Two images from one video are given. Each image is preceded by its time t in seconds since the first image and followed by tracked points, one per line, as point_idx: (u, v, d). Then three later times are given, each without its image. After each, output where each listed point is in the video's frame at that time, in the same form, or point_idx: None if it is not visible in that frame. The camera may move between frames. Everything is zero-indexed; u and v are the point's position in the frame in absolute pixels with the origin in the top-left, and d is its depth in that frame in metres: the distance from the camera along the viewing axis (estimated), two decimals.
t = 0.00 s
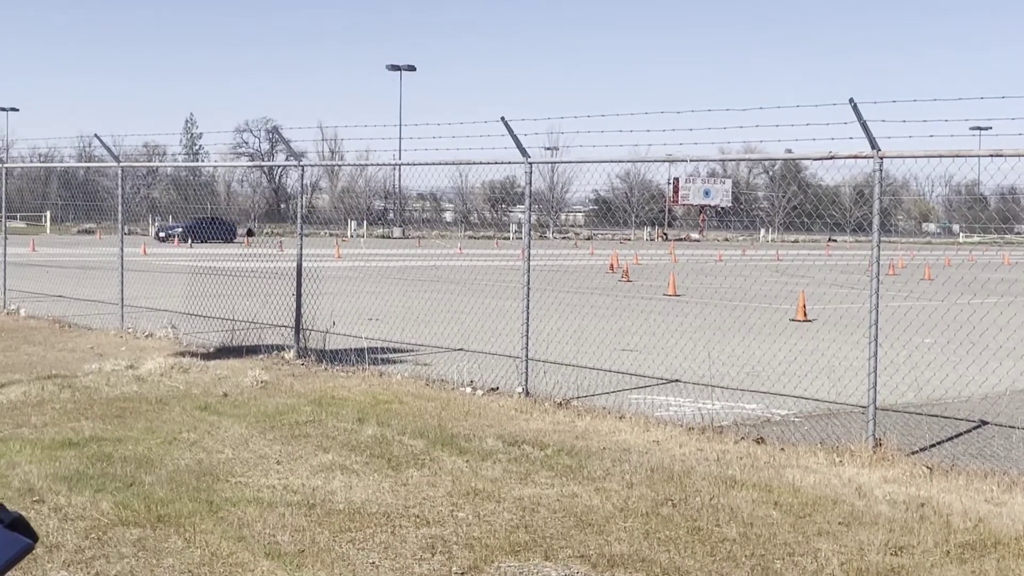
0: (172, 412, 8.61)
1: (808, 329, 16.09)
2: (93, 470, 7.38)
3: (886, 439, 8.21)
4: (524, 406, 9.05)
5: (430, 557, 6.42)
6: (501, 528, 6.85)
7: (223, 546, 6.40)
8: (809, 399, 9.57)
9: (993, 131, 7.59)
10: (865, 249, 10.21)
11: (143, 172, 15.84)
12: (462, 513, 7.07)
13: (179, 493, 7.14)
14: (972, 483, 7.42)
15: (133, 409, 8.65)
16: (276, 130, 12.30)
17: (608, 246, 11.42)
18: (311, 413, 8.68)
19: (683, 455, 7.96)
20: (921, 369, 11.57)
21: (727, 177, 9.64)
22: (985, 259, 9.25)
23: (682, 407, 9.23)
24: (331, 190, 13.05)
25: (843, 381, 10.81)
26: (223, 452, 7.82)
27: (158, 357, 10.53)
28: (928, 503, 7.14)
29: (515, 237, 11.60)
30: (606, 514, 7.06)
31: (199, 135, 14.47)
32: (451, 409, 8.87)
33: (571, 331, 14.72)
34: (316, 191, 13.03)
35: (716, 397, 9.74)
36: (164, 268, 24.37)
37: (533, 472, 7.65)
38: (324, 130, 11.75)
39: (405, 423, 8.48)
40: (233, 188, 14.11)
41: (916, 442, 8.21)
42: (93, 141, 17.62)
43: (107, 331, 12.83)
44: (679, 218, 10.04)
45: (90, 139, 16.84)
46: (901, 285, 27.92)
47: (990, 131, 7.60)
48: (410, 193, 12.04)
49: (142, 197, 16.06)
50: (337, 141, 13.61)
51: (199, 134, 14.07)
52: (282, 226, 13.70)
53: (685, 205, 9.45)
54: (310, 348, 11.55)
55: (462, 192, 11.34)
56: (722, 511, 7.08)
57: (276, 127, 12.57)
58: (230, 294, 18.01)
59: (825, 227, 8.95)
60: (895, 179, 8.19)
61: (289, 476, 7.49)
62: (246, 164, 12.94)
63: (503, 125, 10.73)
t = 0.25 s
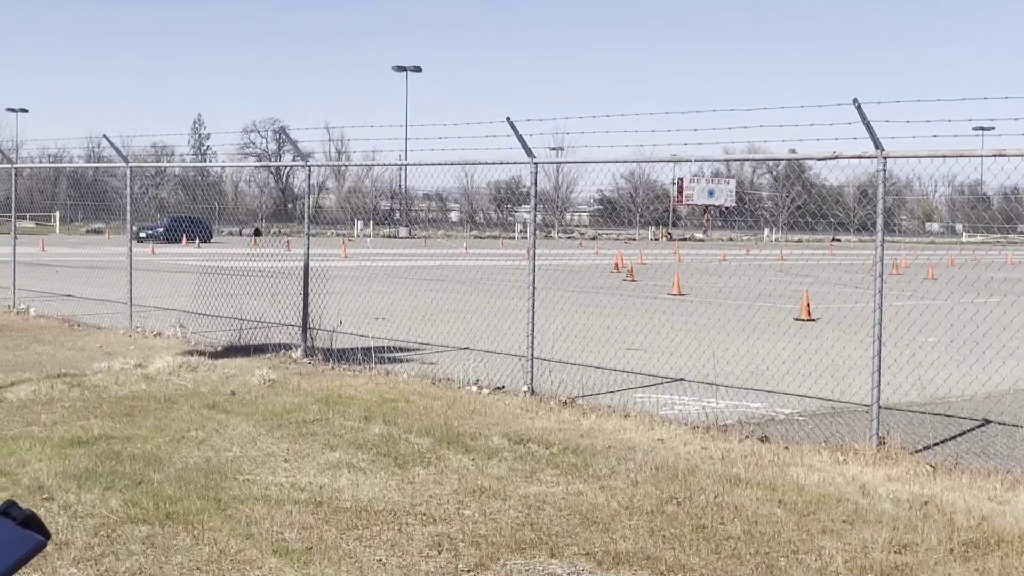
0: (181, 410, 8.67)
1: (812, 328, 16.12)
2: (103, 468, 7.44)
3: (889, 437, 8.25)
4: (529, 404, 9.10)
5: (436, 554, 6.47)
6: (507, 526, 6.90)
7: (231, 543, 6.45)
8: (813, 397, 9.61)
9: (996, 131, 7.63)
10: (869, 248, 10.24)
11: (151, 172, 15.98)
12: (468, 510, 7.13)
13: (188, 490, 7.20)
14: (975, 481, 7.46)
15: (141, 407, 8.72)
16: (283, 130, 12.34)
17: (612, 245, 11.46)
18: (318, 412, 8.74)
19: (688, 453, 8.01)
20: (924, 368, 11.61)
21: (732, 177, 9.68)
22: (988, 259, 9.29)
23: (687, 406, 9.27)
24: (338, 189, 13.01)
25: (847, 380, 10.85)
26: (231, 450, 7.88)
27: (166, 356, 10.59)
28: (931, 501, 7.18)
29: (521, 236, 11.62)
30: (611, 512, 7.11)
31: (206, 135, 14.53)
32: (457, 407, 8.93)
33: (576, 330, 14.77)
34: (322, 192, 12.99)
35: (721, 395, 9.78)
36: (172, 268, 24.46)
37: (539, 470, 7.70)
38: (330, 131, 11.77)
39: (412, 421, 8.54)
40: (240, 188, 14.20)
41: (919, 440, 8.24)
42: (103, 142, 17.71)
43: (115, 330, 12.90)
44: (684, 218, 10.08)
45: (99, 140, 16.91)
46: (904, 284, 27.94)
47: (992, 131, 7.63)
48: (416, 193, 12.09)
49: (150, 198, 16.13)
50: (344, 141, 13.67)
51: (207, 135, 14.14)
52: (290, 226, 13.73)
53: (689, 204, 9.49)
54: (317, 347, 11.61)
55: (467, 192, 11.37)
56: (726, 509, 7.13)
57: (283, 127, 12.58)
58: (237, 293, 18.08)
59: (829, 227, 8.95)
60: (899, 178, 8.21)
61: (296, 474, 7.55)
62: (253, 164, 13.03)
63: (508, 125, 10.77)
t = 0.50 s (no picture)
0: (184, 409, 8.70)
1: (813, 327, 16.13)
2: (106, 467, 7.46)
3: (891, 436, 8.26)
4: (531, 403, 9.12)
5: (439, 553, 6.49)
6: (509, 525, 6.92)
7: (234, 542, 6.48)
8: (815, 396, 9.62)
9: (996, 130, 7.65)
10: (871, 248, 10.25)
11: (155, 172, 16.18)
12: (470, 509, 7.15)
13: (191, 489, 7.22)
14: (977, 480, 7.47)
15: (145, 407, 8.74)
16: (285, 130, 12.35)
17: (615, 244, 11.46)
18: (321, 411, 8.76)
19: (689, 452, 8.03)
20: (926, 368, 11.62)
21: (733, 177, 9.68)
22: (989, 258, 9.30)
23: (688, 405, 9.29)
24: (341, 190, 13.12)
25: (848, 379, 10.86)
26: (234, 449, 7.90)
27: (169, 355, 10.62)
28: (933, 500, 7.20)
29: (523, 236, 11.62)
30: (613, 510, 7.13)
31: (209, 136, 14.57)
32: (459, 407, 8.95)
33: (578, 329, 14.79)
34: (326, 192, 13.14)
35: (723, 394, 9.79)
36: (174, 268, 24.47)
37: (541, 469, 7.72)
38: (332, 131, 11.82)
39: (414, 421, 8.56)
40: (243, 188, 14.24)
41: (921, 439, 8.25)
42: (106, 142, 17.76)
43: (118, 329, 12.92)
44: (686, 217, 10.09)
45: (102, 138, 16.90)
46: (905, 284, 27.96)
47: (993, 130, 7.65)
48: (418, 193, 12.12)
49: (154, 198, 16.29)
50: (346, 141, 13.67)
51: (210, 135, 14.17)
52: (293, 226, 13.73)
53: (691, 204, 9.48)
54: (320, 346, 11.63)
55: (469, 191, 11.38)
56: (728, 508, 7.15)
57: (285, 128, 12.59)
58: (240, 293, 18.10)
59: (830, 227, 8.94)
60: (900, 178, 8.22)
61: (299, 473, 7.57)
62: (255, 164, 13.04)
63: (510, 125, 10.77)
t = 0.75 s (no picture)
0: (183, 409, 8.70)
1: (811, 326, 16.14)
2: (105, 467, 7.46)
3: (889, 435, 8.26)
4: (530, 403, 9.12)
5: (437, 552, 6.50)
6: (507, 524, 6.93)
7: (232, 541, 6.48)
8: (813, 395, 9.62)
9: (994, 130, 7.64)
10: (869, 247, 10.25)
11: (155, 172, 16.24)
12: (469, 508, 7.15)
13: (189, 489, 7.22)
14: (975, 479, 7.48)
15: (143, 406, 8.74)
16: (284, 130, 12.36)
17: (614, 243, 11.45)
18: (320, 410, 8.76)
19: (687, 451, 8.03)
20: (924, 366, 11.63)
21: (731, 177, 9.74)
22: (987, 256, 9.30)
23: (687, 404, 9.29)
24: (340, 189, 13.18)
25: (846, 378, 10.87)
26: (233, 449, 7.90)
27: (168, 355, 10.61)
28: (931, 498, 7.21)
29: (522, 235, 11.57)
30: (611, 509, 7.14)
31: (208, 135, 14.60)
32: (458, 406, 8.95)
33: (577, 329, 14.79)
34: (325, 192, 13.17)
35: (721, 393, 9.80)
36: (174, 268, 24.47)
37: (540, 468, 7.73)
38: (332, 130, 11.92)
39: (413, 420, 8.56)
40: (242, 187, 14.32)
41: (919, 437, 8.26)
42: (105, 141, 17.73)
43: (117, 329, 12.92)
44: (685, 216, 10.07)
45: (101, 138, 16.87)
46: (904, 283, 27.99)
47: (991, 130, 7.65)
48: (418, 193, 12.12)
49: (154, 197, 16.30)
50: (345, 141, 13.65)
51: (209, 135, 14.18)
52: (292, 225, 13.71)
53: (689, 202, 9.53)
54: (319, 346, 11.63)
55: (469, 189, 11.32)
56: (726, 506, 7.16)
57: (285, 128, 12.58)
58: (239, 293, 18.10)
59: (828, 226, 8.93)
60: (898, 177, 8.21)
61: (298, 472, 7.57)
62: (254, 164, 12.88)
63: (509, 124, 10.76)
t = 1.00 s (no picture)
0: (177, 408, 8.69)
1: (805, 324, 16.16)
2: (99, 466, 7.45)
3: (883, 433, 8.27)
4: (525, 402, 9.12)
5: (432, 552, 6.49)
6: (503, 523, 6.93)
7: (227, 540, 6.47)
8: (808, 394, 9.63)
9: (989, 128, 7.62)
10: (863, 246, 10.26)
11: (148, 171, 15.93)
12: (464, 508, 7.15)
13: (184, 488, 7.21)
14: (969, 477, 7.49)
15: (138, 406, 8.73)
16: (279, 130, 12.36)
17: (609, 242, 11.45)
18: (315, 410, 8.75)
19: (683, 449, 8.03)
20: (919, 365, 11.64)
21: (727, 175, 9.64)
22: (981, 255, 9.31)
23: (682, 402, 9.30)
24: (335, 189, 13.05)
25: (841, 376, 10.88)
26: (227, 448, 7.90)
27: (163, 355, 10.59)
28: (925, 497, 7.22)
29: (517, 234, 11.60)
30: (606, 508, 7.14)
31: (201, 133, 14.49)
32: (453, 405, 8.95)
33: (573, 328, 14.79)
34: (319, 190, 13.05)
35: (716, 392, 9.80)
36: (168, 267, 24.44)
37: (535, 467, 7.73)
38: (326, 130, 11.95)
39: (408, 419, 8.56)
40: (237, 187, 14.35)
41: (913, 436, 8.26)
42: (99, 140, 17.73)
43: (111, 328, 12.89)
44: (680, 215, 10.07)
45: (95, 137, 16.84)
46: (898, 282, 28.05)
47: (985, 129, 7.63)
48: (412, 191, 12.10)
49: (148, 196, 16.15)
50: (339, 140, 13.68)
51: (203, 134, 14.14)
52: (287, 225, 13.67)
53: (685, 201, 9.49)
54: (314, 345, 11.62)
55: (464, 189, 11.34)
56: (721, 505, 7.16)
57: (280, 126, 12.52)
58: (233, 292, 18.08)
59: (823, 224, 8.90)
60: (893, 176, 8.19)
61: (293, 472, 7.57)
62: (250, 164, 12.78)
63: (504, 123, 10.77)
